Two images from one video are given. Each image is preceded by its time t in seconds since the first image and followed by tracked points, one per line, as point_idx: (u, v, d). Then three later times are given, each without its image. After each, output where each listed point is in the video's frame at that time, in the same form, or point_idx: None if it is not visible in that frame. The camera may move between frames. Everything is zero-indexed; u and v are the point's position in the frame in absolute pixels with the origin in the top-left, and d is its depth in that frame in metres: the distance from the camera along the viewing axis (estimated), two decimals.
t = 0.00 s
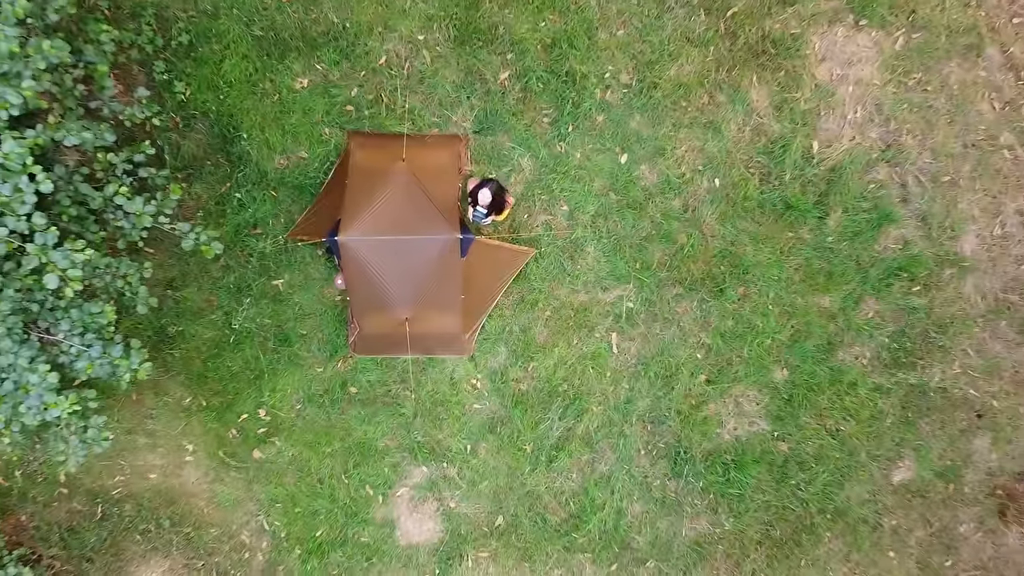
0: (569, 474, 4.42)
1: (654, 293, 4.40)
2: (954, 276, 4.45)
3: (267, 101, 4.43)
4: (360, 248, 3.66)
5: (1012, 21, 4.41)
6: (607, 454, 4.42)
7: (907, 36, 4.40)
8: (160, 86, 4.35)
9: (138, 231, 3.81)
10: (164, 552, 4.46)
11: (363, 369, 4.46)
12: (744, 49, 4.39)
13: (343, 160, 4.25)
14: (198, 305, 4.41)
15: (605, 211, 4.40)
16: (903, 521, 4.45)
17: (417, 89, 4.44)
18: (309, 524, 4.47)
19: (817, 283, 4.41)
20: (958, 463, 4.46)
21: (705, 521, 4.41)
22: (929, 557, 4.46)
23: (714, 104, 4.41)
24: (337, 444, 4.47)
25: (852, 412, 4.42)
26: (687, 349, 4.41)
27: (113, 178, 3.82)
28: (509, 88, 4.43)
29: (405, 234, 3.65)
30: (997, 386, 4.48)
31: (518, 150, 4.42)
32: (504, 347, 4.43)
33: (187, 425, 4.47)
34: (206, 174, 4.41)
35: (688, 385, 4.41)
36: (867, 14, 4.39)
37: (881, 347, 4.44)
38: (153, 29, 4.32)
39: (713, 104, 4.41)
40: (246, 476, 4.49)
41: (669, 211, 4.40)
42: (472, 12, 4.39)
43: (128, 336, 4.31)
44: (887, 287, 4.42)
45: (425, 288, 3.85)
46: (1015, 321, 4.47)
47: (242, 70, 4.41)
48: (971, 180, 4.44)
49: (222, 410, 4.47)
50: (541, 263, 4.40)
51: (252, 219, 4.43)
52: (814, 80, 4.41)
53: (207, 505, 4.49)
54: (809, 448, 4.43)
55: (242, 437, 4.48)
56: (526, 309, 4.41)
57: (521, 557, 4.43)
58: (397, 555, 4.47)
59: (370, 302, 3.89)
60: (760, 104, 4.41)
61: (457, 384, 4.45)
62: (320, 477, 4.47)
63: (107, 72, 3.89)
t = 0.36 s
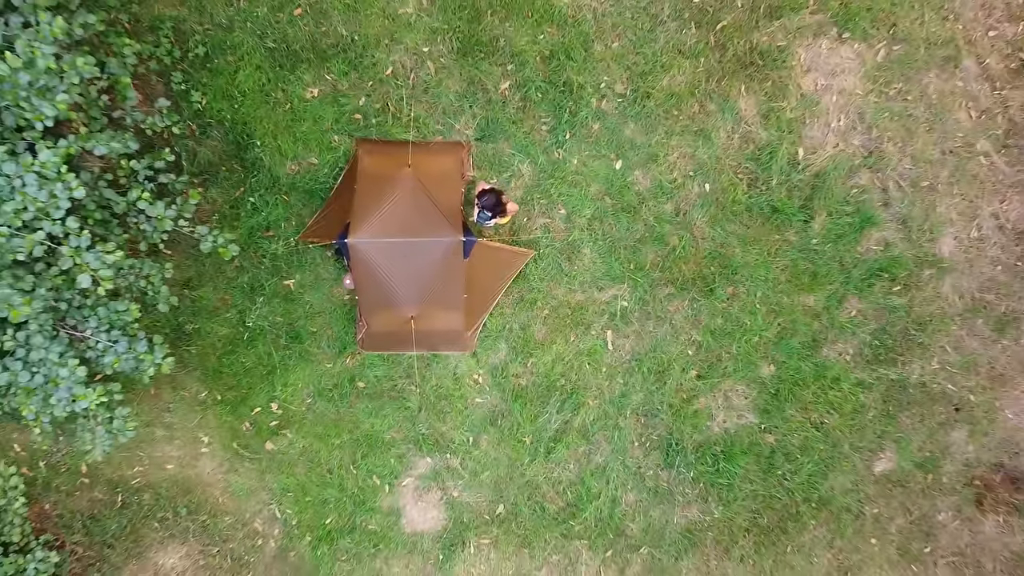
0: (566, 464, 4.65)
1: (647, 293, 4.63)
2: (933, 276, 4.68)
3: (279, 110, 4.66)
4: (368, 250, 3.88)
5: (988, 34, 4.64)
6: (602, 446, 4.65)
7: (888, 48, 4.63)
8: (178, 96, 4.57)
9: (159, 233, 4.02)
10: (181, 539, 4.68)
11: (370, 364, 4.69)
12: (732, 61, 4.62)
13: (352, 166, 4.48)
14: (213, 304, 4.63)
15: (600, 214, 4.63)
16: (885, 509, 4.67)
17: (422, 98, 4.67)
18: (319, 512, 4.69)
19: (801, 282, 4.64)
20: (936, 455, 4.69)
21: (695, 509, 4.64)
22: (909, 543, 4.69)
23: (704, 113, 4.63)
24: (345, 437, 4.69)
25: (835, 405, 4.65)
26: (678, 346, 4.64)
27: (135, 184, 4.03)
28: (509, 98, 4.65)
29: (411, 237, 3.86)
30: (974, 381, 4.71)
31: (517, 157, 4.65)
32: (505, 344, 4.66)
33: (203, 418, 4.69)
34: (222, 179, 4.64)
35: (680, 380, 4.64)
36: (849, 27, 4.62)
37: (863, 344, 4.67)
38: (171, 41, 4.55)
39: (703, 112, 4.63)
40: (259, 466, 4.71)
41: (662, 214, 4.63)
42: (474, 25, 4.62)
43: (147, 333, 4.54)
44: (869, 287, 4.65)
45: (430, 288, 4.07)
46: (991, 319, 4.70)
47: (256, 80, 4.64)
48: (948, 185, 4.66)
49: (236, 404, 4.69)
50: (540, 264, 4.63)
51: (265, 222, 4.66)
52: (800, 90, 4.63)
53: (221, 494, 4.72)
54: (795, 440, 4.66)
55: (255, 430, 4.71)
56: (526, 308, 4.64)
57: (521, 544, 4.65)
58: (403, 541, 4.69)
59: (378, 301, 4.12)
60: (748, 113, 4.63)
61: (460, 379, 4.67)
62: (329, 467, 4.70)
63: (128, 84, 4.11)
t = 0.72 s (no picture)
0: (563, 455, 4.88)
1: (641, 292, 4.86)
2: (914, 277, 4.91)
3: (290, 118, 4.89)
4: (375, 252, 4.11)
5: (965, 45, 4.87)
6: (598, 438, 4.88)
7: (870, 59, 4.86)
8: (194, 104, 4.81)
9: (178, 235, 4.23)
10: (197, 526, 4.91)
11: (376, 360, 4.92)
12: (722, 71, 4.85)
13: (359, 171, 4.71)
14: (227, 303, 4.87)
15: (595, 217, 4.86)
16: (867, 499, 4.90)
17: (426, 106, 4.90)
18: (328, 501, 4.92)
19: (787, 282, 4.87)
20: (916, 447, 4.92)
21: (686, 499, 4.87)
22: (890, 531, 4.91)
23: (695, 121, 4.86)
24: (353, 429, 4.92)
25: (820, 399, 4.88)
26: (670, 342, 4.87)
27: (155, 189, 4.26)
28: (509, 106, 4.88)
29: (415, 239, 4.10)
30: (952, 376, 4.94)
31: (517, 163, 4.88)
32: (505, 341, 4.89)
33: (218, 411, 4.93)
34: (235, 184, 4.87)
35: (672, 375, 4.87)
36: (833, 39, 4.85)
37: (846, 341, 4.90)
38: (188, 53, 4.78)
39: (694, 120, 4.86)
40: (271, 457, 4.95)
41: (655, 217, 4.86)
42: (476, 38, 4.85)
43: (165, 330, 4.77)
44: (852, 286, 4.88)
45: (433, 287, 4.30)
46: (968, 317, 4.93)
47: (268, 89, 4.87)
48: (928, 190, 4.89)
49: (249, 398, 4.92)
50: (538, 265, 4.86)
51: (277, 225, 4.89)
52: (787, 99, 4.86)
53: (235, 484, 4.95)
54: (782, 432, 4.89)
55: (267, 423, 4.94)
56: (525, 307, 4.87)
57: (520, 531, 4.88)
58: (408, 529, 4.92)
59: (384, 300, 4.35)
60: (736, 121, 4.86)
61: (462, 374, 4.91)
62: (338, 458, 4.93)
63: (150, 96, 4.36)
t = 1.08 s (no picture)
0: (560, 447, 5.11)
1: (634, 291, 5.09)
2: (895, 277, 5.14)
3: (299, 125, 5.12)
4: (381, 254, 4.33)
5: (944, 56, 5.09)
6: (593, 431, 5.11)
7: (853, 69, 5.09)
8: (208, 112, 5.04)
9: (195, 238, 4.46)
10: (209, 515, 5.14)
11: (382, 356, 5.15)
12: (711, 81, 5.08)
13: (365, 176, 4.94)
14: (239, 302, 5.10)
15: (591, 220, 5.09)
16: (850, 489, 5.13)
17: (429, 114, 5.13)
18: (335, 491, 5.15)
19: (774, 282, 5.10)
20: (897, 439, 5.15)
21: (677, 489, 5.10)
22: (873, 520, 5.14)
23: (686, 128, 5.09)
24: (359, 422, 5.15)
25: (805, 394, 5.11)
26: (662, 339, 5.10)
27: (173, 194, 4.49)
28: (509, 114, 5.11)
29: (420, 241, 4.32)
30: (932, 372, 5.17)
31: (516, 168, 5.11)
32: (504, 338, 5.12)
33: (230, 406, 5.16)
34: (247, 188, 5.10)
35: (664, 371, 5.10)
36: (818, 50, 5.08)
37: (830, 338, 5.13)
38: (201, 63, 5.01)
39: (685, 128, 5.09)
40: (280, 449, 5.17)
41: (647, 220, 5.09)
42: (476, 49, 5.08)
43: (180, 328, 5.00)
44: (835, 286, 5.11)
45: (436, 287, 4.52)
46: (947, 315, 5.16)
47: (278, 98, 5.10)
48: (908, 194, 5.12)
49: (259, 393, 5.15)
50: (536, 266, 5.09)
51: (287, 227, 5.12)
52: (773, 107, 5.09)
53: (246, 475, 5.18)
54: (769, 426, 5.12)
55: (277, 416, 5.17)
56: (523, 305, 5.10)
57: (519, 520, 5.11)
58: (411, 518, 5.15)
59: (389, 299, 4.57)
60: (725, 128, 5.09)
61: (464, 370, 5.13)
62: (345, 450, 5.16)
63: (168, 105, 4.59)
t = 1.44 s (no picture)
0: (558, 440, 5.31)
1: (629, 290, 5.30)
2: (879, 276, 5.34)
3: (306, 130, 5.32)
4: (386, 253, 4.52)
5: (927, 63, 5.29)
6: (589, 424, 5.31)
7: (840, 76, 5.29)
8: (219, 117, 5.24)
9: (208, 239, 4.66)
10: (220, 505, 5.35)
11: (386, 352, 5.35)
12: (703, 87, 5.28)
13: (370, 179, 5.14)
14: (249, 300, 5.30)
15: (587, 221, 5.29)
16: (837, 480, 5.33)
17: (432, 119, 5.34)
18: (341, 481, 5.36)
19: (763, 281, 5.30)
20: (882, 432, 5.36)
21: (671, 479, 5.30)
22: (859, 510, 5.34)
23: (679, 133, 5.30)
24: (364, 416, 5.36)
25: (793, 388, 5.31)
26: (656, 336, 5.30)
27: (187, 196, 4.69)
28: (508, 119, 5.31)
29: (423, 242, 4.52)
30: (915, 367, 5.37)
31: (515, 171, 5.32)
32: (504, 335, 5.32)
33: (240, 399, 5.36)
34: (257, 190, 5.30)
35: (657, 366, 5.30)
36: (805, 58, 5.28)
37: (817, 334, 5.33)
38: (213, 70, 5.21)
39: (678, 132, 5.29)
40: (289, 441, 5.38)
41: (642, 221, 5.29)
42: (477, 56, 5.29)
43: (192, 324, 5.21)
44: (822, 285, 5.31)
45: (438, 285, 4.72)
46: (930, 313, 5.36)
47: (286, 104, 5.30)
48: (892, 196, 5.33)
49: (268, 387, 5.35)
50: (535, 265, 5.29)
51: (295, 228, 5.33)
52: (763, 113, 5.30)
53: (255, 466, 5.38)
54: (758, 419, 5.32)
55: (285, 410, 5.37)
56: (522, 303, 5.31)
57: (518, 510, 5.31)
58: (414, 508, 5.35)
59: (393, 297, 4.77)
60: (717, 133, 5.30)
61: (465, 365, 5.34)
62: (350, 442, 5.36)
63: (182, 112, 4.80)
